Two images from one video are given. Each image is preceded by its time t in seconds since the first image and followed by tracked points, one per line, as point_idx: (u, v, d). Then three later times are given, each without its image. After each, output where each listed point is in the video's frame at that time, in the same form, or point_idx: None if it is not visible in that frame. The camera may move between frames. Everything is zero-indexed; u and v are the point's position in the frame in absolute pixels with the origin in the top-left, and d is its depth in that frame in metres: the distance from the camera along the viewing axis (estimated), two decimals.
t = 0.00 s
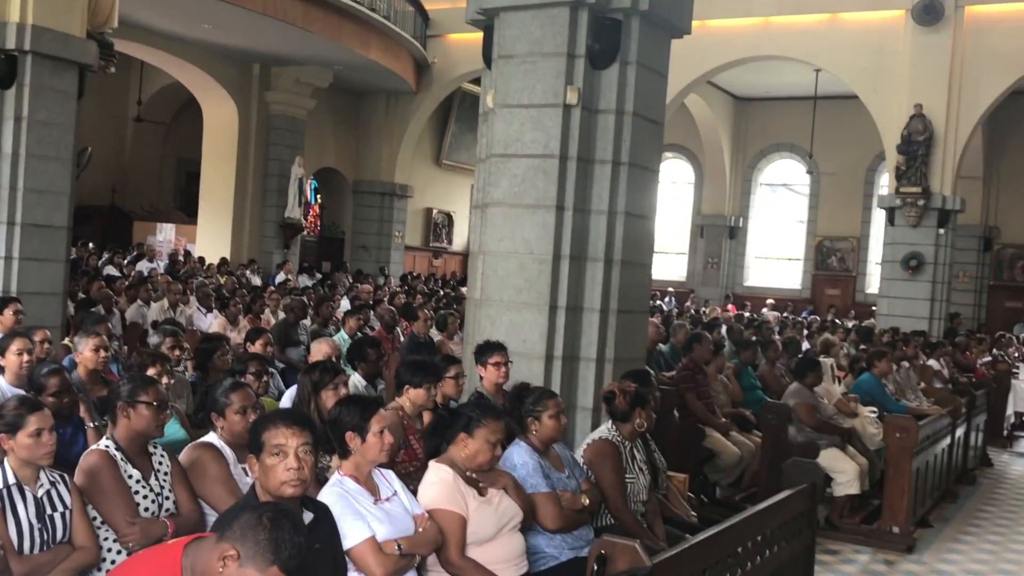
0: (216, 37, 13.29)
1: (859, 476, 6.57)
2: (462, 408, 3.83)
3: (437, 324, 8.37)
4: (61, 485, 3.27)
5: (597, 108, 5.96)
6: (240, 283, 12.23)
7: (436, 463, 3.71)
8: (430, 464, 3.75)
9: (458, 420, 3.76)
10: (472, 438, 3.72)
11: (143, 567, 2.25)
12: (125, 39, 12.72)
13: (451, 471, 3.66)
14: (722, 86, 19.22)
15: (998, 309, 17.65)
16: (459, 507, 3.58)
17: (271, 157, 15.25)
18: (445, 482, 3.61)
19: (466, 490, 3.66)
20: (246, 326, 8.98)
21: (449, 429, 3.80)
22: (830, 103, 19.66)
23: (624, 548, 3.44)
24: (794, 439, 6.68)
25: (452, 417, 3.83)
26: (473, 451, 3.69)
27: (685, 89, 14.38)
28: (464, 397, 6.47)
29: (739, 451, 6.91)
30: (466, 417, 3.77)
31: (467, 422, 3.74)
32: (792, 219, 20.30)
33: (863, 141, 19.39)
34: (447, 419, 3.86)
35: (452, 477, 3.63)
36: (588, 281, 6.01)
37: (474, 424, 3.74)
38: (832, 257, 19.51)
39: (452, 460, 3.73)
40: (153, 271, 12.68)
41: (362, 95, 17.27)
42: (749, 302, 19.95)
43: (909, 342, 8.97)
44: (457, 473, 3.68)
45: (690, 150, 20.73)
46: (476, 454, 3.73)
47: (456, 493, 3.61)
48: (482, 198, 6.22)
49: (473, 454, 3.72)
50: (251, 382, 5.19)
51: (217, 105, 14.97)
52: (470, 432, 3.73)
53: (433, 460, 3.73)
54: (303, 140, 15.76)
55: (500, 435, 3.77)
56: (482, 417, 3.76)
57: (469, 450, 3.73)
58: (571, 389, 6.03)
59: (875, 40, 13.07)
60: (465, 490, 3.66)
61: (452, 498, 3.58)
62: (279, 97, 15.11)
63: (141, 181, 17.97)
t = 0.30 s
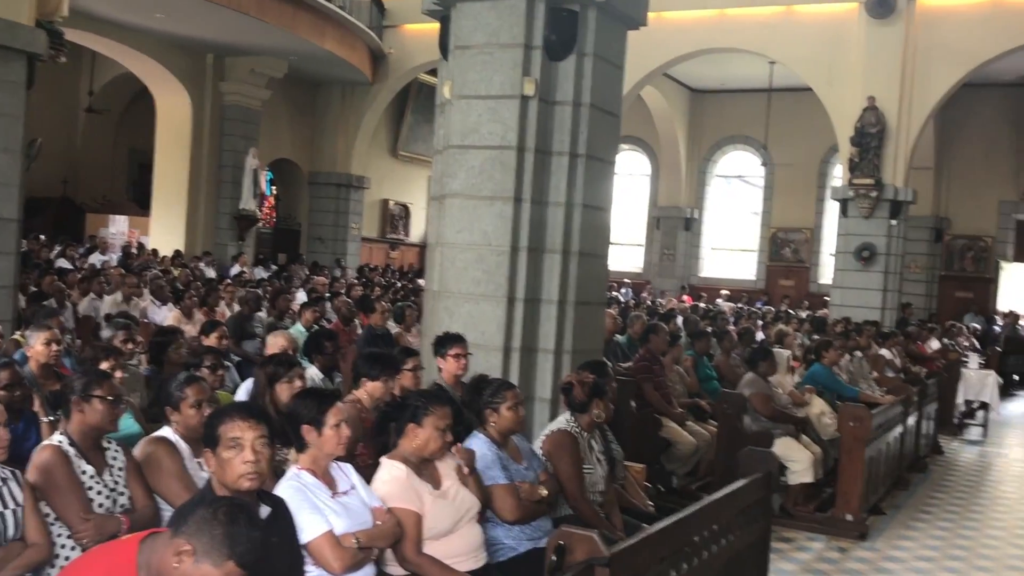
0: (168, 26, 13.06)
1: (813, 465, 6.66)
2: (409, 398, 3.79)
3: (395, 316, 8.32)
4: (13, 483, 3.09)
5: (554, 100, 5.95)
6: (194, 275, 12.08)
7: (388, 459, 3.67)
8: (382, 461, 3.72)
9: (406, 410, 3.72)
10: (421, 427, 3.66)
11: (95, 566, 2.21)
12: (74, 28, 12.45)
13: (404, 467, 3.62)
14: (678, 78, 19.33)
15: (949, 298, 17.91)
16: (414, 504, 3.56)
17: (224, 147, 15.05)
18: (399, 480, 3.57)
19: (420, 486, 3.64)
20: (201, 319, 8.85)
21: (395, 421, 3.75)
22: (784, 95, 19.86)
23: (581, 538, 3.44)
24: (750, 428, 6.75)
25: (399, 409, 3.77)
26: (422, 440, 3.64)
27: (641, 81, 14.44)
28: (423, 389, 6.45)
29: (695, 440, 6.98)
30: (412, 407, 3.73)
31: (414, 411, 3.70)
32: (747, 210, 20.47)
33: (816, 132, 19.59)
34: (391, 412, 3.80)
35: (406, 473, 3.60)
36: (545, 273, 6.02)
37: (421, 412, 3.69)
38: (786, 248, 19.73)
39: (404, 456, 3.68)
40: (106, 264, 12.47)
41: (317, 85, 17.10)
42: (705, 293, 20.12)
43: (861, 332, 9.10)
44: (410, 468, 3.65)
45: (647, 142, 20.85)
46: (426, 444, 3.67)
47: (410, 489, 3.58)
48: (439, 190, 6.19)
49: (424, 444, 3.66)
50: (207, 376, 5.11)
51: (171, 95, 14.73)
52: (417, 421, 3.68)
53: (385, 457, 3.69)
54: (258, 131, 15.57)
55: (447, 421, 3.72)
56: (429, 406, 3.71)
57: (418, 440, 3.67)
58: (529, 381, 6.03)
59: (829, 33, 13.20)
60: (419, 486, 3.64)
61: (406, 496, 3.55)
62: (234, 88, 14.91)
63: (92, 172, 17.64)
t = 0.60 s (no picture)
0: (109, 19, 12.79)
1: (758, 457, 6.74)
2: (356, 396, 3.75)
3: (343, 313, 8.25)
4: None
5: (502, 95, 5.95)
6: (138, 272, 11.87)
7: (333, 458, 3.65)
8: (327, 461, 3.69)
9: (353, 408, 3.68)
10: (370, 425, 3.63)
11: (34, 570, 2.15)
12: (10, 19, 12.13)
13: (349, 466, 3.60)
14: (625, 75, 19.44)
15: (890, 293, 18.28)
16: (359, 505, 3.55)
17: (167, 142, 14.79)
18: (343, 480, 3.55)
19: (364, 485, 3.62)
20: (144, 317, 8.69)
21: (343, 419, 3.70)
22: (729, 93, 20.07)
23: (530, 532, 3.45)
24: (696, 422, 6.83)
25: (346, 407, 3.74)
26: (370, 438, 3.60)
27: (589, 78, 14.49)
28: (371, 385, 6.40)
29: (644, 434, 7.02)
30: (361, 404, 3.69)
31: (362, 408, 3.66)
32: (693, 206, 20.67)
33: (761, 130, 19.81)
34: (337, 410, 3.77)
35: (350, 472, 3.58)
36: (495, 268, 6.02)
37: (369, 410, 3.66)
38: (731, 244, 19.95)
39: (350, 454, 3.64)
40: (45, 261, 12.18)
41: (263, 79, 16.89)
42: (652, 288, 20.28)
43: (803, 326, 9.24)
44: (355, 467, 3.63)
45: (594, 138, 20.96)
46: (373, 443, 3.63)
47: (355, 489, 3.57)
48: (387, 185, 6.14)
49: (370, 443, 3.62)
50: (151, 374, 5.02)
51: (113, 88, 14.44)
52: (365, 418, 3.65)
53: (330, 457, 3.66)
54: (202, 125, 15.31)
55: (395, 419, 3.69)
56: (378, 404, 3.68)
57: (366, 438, 3.63)
58: (479, 376, 6.03)
59: (773, 31, 13.36)
60: (364, 486, 3.63)
61: (351, 497, 3.53)
62: (177, 81, 14.64)
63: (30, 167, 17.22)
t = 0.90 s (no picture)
0: (36, 16, 12.45)
1: (697, 454, 6.81)
2: (301, 400, 3.70)
3: (281, 316, 8.14)
4: None
5: (441, 95, 5.92)
6: (69, 274, 11.58)
7: (272, 462, 3.59)
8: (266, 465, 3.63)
9: (296, 410, 3.61)
10: (312, 429, 3.56)
11: None
12: None
13: (287, 471, 3.54)
14: (564, 76, 19.53)
15: (824, 291, 18.65)
16: (299, 510, 3.49)
17: (99, 142, 14.46)
18: (281, 485, 3.49)
19: (303, 490, 3.57)
20: (74, 320, 8.47)
21: (286, 422, 3.63)
22: (666, 94, 20.28)
23: (473, 535, 3.43)
24: (636, 420, 6.87)
25: (290, 410, 3.67)
26: (312, 443, 3.55)
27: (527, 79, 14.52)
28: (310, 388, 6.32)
29: (586, 432, 7.04)
30: (305, 407, 3.62)
31: (306, 411, 3.59)
32: (632, 207, 20.83)
33: (698, 131, 20.04)
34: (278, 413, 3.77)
35: (288, 476, 3.53)
36: (436, 268, 5.99)
37: (313, 413, 3.59)
38: (669, 244, 20.16)
39: (287, 459, 3.59)
40: None
41: (197, 77, 16.60)
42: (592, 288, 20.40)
43: (742, 324, 9.36)
44: (294, 472, 3.57)
45: (533, 139, 21.03)
46: (315, 448, 3.57)
47: (293, 493, 3.51)
48: (325, 184, 6.07)
49: (312, 447, 3.56)
50: (82, 380, 4.89)
51: (41, 87, 14.07)
52: (309, 422, 3.58)
53: (268, 461, 3.60)
54: (135, 125, 14.99)
55: (339, 425, 3.64)
56: (323, 408, 3.62)
57: (307, 442, 3.57)
58: (420, 377, 5.99)
59: (708, 34, 13.52)
60: (303, 490, 3.57)
61: (290, 502, 3.48)
62: (109, 80, 14.32)
63: None
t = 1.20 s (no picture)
0: None
1: (631, 456, 6.86)
2: (236, 409, 3.62)
3: (211, 323, 8.01)
4: None
5: (373, 100, 5.89)
6: None
7: (201, 471, 3.52)
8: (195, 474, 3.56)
9: (229, 420, 3.54)
10: (246, 439, 3.50)
11: None
12: None
13: (217, 480, 3.48)
14: (496, 81, 19.59)
15: (753, 293, 19.00)
16: (228, 520, 3.44)
17: (21, 147, 14.07)
18: (210, 495, 3.43)
19: (233, 499, 3.51)
20: None
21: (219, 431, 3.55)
22: (598, 100, 20.48)
23: (407, 542, 3.42)
24: (571, 423, 6.90)
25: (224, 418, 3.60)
26: (245, 454, 3.48)
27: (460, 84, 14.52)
28: (241, 397, 6.21)
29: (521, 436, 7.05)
30: (239, 417, 3.55)
31: (240, 421, 3.52)
32: (565, 212, 20.95)
33: (629, 136, 20.26)
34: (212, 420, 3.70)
35: (217, 486, 3.47)
36: (369, 273, 5.95)
37: (247, 424, 3.52)
38: (602, 248, 20.33)
39: (218, 468, 3.52)
40: None
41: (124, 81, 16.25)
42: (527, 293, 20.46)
43: (674, 326, 9.49)
44: (223, 481, 3.51)
45: (467, 144, 21.06)
46: (248, 459, 3.50)
47: (223, 503, 3.45)
48: (254, 190, 5.99)
49: (245, 459, 3.49)
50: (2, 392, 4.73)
51: None
52: (243, 432, 3.51)
53: (198, 470, 3.54)
54: (59, 130, 14.61)
55: (272, 436, 3.57)
56: (258, 418, 3.56)
57: (240, 454, 3.50)
58: (354, 384, 5.94)
59: (639, 41, 13.67)
60: (233, 500, 3.51)
61: (218, 512, 3.42)
62: (31, 84, 13.94)
63: None
